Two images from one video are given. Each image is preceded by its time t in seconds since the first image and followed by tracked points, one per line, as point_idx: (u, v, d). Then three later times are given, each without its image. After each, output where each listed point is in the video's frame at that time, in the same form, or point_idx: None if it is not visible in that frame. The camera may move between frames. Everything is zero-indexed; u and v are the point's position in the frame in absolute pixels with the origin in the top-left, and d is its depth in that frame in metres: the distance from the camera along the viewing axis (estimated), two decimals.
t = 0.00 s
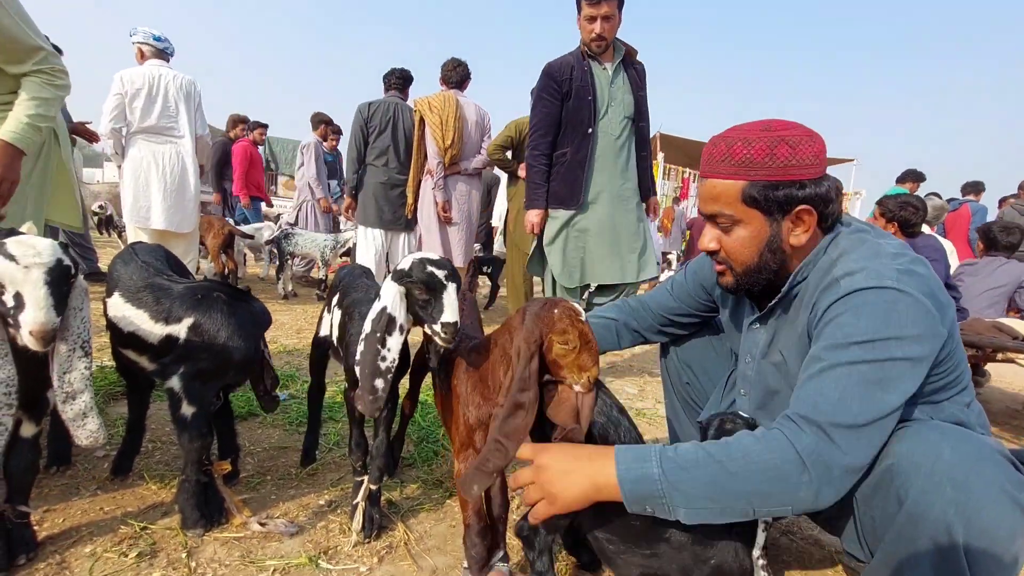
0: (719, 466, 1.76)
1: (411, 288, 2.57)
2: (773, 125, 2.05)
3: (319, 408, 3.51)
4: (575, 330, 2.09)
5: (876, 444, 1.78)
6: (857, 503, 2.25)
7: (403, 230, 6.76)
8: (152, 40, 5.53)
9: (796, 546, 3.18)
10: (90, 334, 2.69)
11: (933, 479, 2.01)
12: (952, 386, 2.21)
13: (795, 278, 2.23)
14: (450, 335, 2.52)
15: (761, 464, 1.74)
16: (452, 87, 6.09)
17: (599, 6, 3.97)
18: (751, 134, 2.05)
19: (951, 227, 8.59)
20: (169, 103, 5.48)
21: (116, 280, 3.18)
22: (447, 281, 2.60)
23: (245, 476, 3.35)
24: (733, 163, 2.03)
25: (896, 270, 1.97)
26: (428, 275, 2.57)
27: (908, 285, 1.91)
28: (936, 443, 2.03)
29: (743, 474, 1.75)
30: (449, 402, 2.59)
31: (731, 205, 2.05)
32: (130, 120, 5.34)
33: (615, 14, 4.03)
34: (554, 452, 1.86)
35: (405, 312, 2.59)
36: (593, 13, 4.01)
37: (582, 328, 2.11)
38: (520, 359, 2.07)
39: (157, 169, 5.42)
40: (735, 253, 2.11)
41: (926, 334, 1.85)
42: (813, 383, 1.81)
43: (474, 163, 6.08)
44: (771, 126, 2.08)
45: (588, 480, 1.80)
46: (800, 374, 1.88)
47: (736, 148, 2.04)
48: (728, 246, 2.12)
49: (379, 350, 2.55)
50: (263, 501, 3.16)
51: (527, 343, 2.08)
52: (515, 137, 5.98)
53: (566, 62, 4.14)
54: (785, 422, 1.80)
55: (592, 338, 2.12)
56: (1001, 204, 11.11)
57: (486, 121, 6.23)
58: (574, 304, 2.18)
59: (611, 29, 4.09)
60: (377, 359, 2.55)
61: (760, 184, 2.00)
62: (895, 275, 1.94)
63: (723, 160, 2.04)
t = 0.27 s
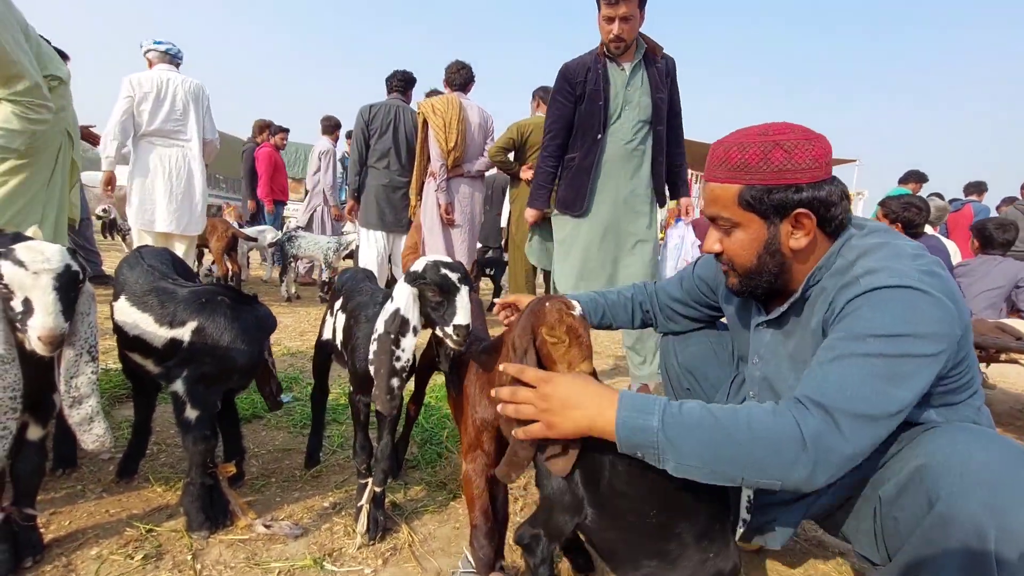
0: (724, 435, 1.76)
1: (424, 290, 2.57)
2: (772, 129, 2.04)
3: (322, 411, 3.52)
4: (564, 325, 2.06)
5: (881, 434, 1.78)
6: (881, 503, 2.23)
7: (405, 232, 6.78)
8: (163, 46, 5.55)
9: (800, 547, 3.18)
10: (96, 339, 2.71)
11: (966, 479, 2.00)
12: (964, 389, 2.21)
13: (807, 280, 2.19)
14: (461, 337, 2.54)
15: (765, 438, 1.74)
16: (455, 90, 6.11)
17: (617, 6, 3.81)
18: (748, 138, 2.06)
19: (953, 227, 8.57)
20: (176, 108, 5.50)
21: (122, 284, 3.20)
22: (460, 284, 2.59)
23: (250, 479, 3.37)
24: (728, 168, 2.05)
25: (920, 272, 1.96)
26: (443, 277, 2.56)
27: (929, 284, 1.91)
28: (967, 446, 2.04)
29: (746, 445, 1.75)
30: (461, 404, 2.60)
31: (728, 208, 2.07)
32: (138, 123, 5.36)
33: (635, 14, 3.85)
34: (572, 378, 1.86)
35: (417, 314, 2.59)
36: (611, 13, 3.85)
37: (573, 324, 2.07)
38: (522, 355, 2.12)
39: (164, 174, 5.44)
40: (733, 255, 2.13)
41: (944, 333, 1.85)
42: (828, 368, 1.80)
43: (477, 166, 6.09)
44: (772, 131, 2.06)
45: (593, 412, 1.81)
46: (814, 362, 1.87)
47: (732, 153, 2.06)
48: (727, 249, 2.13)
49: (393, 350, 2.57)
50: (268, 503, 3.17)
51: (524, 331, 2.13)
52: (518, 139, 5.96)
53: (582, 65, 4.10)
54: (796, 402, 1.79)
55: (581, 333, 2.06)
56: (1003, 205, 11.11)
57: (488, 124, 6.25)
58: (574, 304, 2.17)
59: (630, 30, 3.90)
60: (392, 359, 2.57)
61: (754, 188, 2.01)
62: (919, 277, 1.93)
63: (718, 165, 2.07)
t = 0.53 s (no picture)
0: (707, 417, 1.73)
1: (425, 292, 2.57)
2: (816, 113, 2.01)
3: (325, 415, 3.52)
4: (568, 332, 2.06)
5: (871, 421, 1.77)
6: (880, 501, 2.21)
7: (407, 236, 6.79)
8: (172, 52, 5.58)
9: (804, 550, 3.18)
10: (99, 345, 2.70)
11: (960, 479, 2.00)
12: (973, 391, 2.20)
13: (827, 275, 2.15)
14: (463, 342, 2.49)
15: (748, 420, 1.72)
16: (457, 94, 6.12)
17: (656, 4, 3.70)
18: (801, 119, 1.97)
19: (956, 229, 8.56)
20: (184, 114, 5.52)
21: (126, 289, 3.20)
22: (463, 288, 2.55)
23: (253, 483, 3.37)
24: (796, 146, 1.91)
25: (931, 271, 1.95)
26: (446, 280, 2.54)
27: (937, 284, 1.90)
28: (961, 445, 2.03)
29: (728, 427, 1.72)
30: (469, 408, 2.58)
31: (799, 190, 1.90)
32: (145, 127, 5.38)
33: (673, 13, 3.74)
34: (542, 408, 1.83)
35: (419, 317, 2.59)
36: (649, 10, 3.74)
37: (576, 332, 2.06)
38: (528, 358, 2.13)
39: (171, 179, 5.46)
40: (799, 242, 1.96)
41: (944, 331, 1.84)
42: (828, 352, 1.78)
43: (479, 169, 6.11)
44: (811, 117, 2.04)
45: (567, 436, 1.77)
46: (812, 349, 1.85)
47: (796, 131, 1.93)
48: (790, 237, 1.96)
49: (391, 353, 2.56)
50: (271, 507, 3.17)
51: (532, 336, 2.15)
52: (519, 142, 5.99)
53: (611, 61, 4.11)
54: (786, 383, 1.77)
55: (582, 345, 2.04)
56: (1003, 208, 11.12)
57: (491, 128, 6.27)
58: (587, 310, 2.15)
59: (667, 30, 3.80)
60: (389, 362, 2.56)
61: (827, 166, 1.92)
62: (928, 276, 1.92)
63: (786, 143, 1.90)
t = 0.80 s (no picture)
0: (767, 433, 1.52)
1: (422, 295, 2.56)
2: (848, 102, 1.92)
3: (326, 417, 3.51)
4: (560, 356, 2.02)
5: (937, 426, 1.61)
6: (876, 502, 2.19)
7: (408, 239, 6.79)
8: (174, 55, 5.60)
9: (807, 554, 3.16)
10: (102, 347, 2.70)
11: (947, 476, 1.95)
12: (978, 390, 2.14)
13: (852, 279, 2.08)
14: (457, 345, 2.47)
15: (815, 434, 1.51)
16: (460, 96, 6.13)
17: (667, 5, 3.66)
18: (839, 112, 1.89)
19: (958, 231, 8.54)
20: (186, 116, 5.53)
21: (127, 292, 3.20)
22: (459, 291, 2.53)
23: (254, 486, 3.36)
24: (846, 137, 1.79)
25: (958, 274, 1.87)
26: (441, 282, 2.51)
27: (966, 288, 1.82)
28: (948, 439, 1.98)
29: (796, 446, 1.50)
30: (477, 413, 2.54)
31: (852, 183, 1.79)
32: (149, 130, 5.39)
33: (685, 15, 3.70)
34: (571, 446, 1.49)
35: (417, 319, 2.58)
36: (660, 12, 3.71)
37: (569, 359, 2.01)
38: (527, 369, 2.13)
39: (175, 181, 5.46)
40: (852, 240, 1.84)
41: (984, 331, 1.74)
42: (869, 359, 1.65)
43: (481, 172, 6.12)
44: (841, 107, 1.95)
45: (614, 475, 1.45)
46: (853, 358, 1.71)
47: (842, 122, 1.82)
48: (843, 234, 1.84)
49: (396, 356, 2.56)
50: (272, 511, 3.16)
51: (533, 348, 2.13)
52: (521, 144, 5.99)
53: (622, 61, 4.12)
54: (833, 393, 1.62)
55: (573, 373, 2.00)
56: (1006, 211, 11.11)
57: (493, 130, 6.27)
58: (592, 335, 2.07)
59: (678, 32, 3.77)
60: (393, 365, 2.56)
61: (874, 158, 1.83)
62: (956, 278, 1.84)
63: (837, 134, 1.78)
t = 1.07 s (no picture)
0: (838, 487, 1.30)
1: (414, 298, 2.54)
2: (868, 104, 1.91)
3: (330, 420, 3.52)
4: (574, 375, 1.97)
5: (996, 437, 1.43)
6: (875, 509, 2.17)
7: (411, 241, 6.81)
8: (182, 60, 5.62)
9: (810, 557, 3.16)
10: (110, 351, 2.72)
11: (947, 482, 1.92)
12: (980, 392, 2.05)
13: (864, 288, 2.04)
14: (445, 349, 2.45)
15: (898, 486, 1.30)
16: (464, 99, 6.15)
17: (653, 27, 3.57)
18: (860, 115, 1.88)
19: (961, 232, 8.52)
20: (191, 119, 5.55)
21: (132, 295, 3.21)
22: (449, 295, 2.50)
23: (258, 488, 3.37)
24: (866, 141, 1.79)
25: (983, 287, 1.75)
26: (431, 287, 2.50)
27: (992, 302, 1.70)
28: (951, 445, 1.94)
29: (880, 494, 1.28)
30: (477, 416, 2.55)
31: (871, 189, 1.78)
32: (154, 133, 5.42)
33: (671, 34, 3.62)
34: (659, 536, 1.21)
35: (410, 322, 2.57)
36: (646, 33, 3.61)
37: (584, 378, 1.96)
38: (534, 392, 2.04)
39: (181, 185, 5.50)
40: (868, 246, 1.84)
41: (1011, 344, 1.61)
42: (914, 381, 1.50)
43: (484, 174, 6.13)
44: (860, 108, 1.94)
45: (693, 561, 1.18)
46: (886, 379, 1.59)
47: (862, 126, 1.82)
48: (860, 240, 1.84)
49: (382, 357, 2.56)
50: (276, 513, 3.17)
51: (541, 370, 2.06)
52: (525, 146, 6.00)
53: (609, 79, 4.08)
54: (897, 426, 1.42)
55: (587, 393, 1.93)
56: (1009, 213, 11.09)
57: (496, 133, 6.28)
58: (605, 352, 2.01)
59: (664, 53, 3.69)
60: (379, 365, 2.55)
61: (894, 164, 1.82)
62: (981, 292, 1.72)
63: (857, 137, 1.78)
